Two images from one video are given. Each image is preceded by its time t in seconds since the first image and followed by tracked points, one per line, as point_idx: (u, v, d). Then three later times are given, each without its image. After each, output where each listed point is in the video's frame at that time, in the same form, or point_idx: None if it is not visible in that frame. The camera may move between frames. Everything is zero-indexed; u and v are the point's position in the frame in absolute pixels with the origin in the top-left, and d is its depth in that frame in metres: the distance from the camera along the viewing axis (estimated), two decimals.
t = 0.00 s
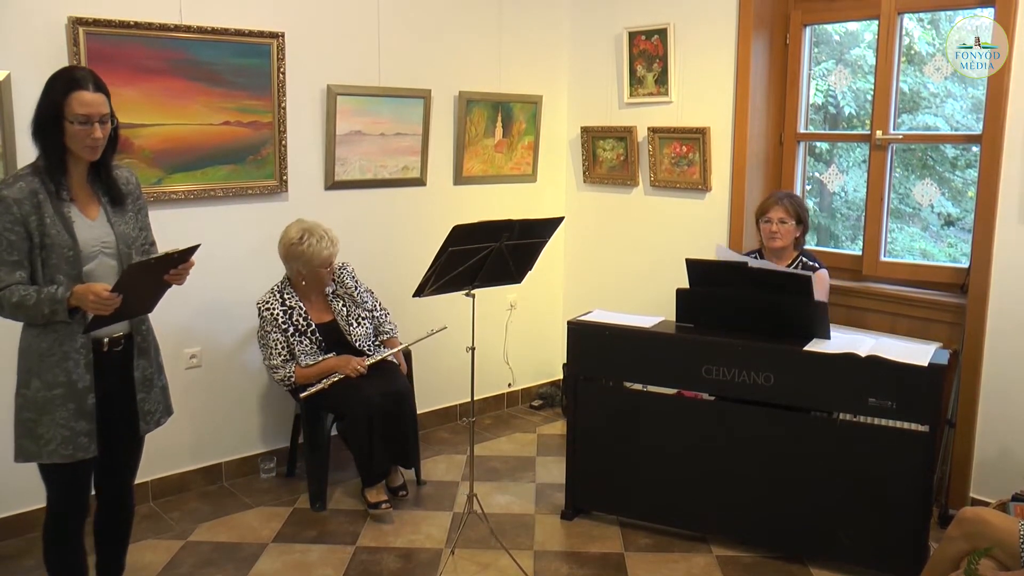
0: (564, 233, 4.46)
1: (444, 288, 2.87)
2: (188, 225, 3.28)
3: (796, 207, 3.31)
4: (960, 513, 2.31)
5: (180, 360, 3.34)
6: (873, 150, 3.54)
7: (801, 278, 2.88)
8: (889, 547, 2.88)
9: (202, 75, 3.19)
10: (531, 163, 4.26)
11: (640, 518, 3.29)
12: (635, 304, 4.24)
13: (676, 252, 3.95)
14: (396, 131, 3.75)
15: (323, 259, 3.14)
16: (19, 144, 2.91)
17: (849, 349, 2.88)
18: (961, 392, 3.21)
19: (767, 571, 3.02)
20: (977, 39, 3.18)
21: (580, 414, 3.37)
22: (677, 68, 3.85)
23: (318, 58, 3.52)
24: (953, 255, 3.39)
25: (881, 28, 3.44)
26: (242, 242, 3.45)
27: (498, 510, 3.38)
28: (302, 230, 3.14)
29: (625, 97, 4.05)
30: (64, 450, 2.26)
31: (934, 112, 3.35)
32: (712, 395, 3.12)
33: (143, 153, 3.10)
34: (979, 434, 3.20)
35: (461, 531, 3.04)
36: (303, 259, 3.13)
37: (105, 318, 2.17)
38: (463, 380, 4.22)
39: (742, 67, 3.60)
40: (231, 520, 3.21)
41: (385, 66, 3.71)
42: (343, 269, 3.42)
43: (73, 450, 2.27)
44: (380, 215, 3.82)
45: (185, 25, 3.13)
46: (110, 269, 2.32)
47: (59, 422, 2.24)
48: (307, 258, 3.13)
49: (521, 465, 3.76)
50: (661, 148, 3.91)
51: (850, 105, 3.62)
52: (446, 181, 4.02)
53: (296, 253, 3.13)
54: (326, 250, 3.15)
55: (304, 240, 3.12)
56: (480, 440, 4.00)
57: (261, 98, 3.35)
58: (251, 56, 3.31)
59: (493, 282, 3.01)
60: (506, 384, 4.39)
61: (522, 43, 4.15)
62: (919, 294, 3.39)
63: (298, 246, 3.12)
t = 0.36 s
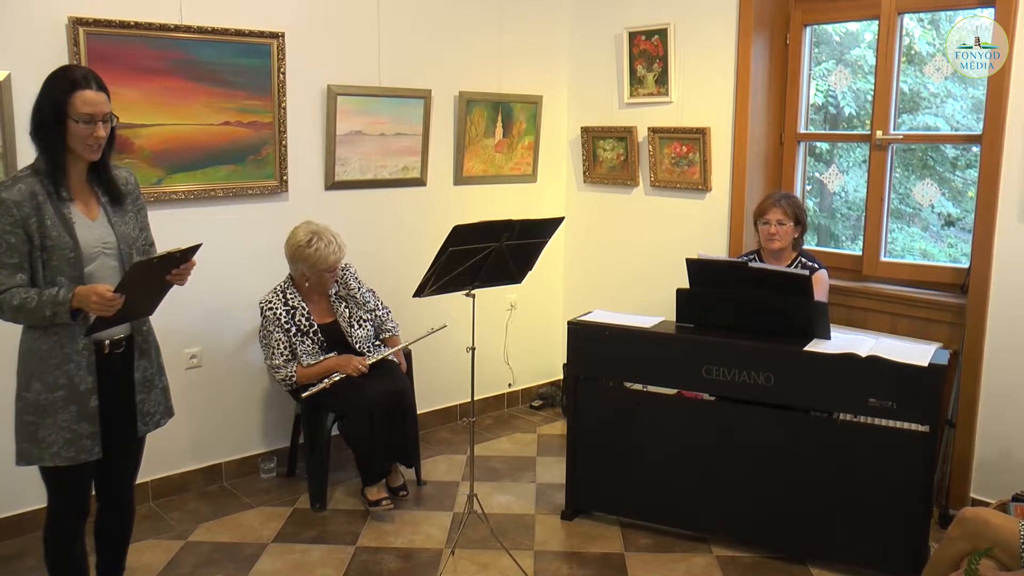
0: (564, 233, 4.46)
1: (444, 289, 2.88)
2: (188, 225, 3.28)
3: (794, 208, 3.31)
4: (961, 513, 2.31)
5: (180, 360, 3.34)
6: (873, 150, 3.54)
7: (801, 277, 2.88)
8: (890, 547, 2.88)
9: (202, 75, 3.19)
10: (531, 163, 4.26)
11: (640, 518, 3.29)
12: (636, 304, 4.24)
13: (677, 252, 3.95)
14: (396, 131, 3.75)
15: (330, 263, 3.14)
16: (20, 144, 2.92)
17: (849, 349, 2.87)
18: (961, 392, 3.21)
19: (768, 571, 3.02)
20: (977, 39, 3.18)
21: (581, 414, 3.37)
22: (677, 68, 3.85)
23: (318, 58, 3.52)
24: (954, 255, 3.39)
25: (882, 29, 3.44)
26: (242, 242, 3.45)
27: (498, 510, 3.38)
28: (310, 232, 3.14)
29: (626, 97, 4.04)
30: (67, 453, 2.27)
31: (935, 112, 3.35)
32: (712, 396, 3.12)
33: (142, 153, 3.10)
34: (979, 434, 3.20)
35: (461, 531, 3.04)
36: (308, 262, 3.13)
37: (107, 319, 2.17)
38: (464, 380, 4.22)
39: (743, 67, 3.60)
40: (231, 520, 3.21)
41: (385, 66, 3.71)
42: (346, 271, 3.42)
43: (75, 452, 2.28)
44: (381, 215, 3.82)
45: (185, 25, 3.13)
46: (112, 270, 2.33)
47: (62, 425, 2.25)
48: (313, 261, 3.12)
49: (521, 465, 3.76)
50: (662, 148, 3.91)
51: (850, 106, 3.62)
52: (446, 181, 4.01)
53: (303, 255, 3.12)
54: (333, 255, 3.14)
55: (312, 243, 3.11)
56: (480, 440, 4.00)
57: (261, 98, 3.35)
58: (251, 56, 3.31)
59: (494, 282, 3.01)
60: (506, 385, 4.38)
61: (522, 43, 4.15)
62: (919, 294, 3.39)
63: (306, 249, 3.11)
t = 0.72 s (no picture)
0: (576, 236, 4.45)
1: (456, 293, 2.91)
2: (201, 228, 3.30)
3: (810, 213, 3.30)
4: (975, 520, 2.28)
5: (192, 362, 3.36)
6: (885, 153, 3.52)
7: (815, 282, 2.87)
8: (903, 553, 2.86)
9: (214, 78, 3.21)
10: (543, 167, 4.26)
11: (652, 522, 3.28)
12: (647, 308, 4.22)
13: (689, 256, 3.93)
14: (408, 135, 3.76)
15: (339, 265, 3.16)
16: (35, 147, 2.94)
17: (861, 354, 2.86)
18: (976, 398, 3.19)
19: None
20: (977, 38, 3.21)
21: (592, 418, 3.36)
22: (689, 71, 3.84)
23: (330, 62, 3.53)
24: (967, 259, 3.37)
25: (895, 32, 3.42)
26: (254, 245, 3.46)
27: (510, 513, 3.38)
28: (320, 233, 3.15)
29: (637, 101, 4.03)
30: (76, 456, 2.29)
31: (948, 115, 3.33)
32: (724, 400, 3.10)
33: (155, 156, 3.12)
34: (994, 440, 3.17)
35: (472, 534, 3.04)
36: (318, 263, 3.13)
37: (117, 323, 2.20)
38: (475, 384, 4.22)
39: (755, 70, 3.59)
40: (243, 523, 3.22)
41: (397, 69, 3.72)
42: (355, 273, 3.42)
43: (84, 455, 2.30)
44: (392, 218, 3.82)
45: (199, 29, 3.15)
46: (122, 273, 2.35)
47: (70, 428, 2.27)
48: (322, 262, 3.13)
49: (533, 468, 3.75)
50: (673, 151, 3.90)
51: (862, 109, 3.61)
52: (458, 184, 4.02)
53: (312, 257, 3.13)
54: (342, 257, 3.16)
55: (322, 245, 3.12)
56: (492, 444, 4.00)
57: (273, 101, 3.36)
58: (262, 59, 3.32)
59: (506, 286, 3.04)
60: (518, 389, 4.38)
61: (534, 46, 4.15)
62: (933, 298, 3.37)
63: (316, 250, 3.12)
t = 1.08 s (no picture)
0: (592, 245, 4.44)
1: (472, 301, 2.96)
2: (219, 236, 3.33)
3: (831, 221, 3.27)
4: (996, 532, 2.25)
5: (209, 369, 3.38)
6: (902, 162, 3.49)
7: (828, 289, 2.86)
8: (923, 565, 2.82)
9: (232, 87, 3.24)
10: (559, 175, 4.26)
11: (668, 531, 3.26)
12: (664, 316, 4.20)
13: (705, 264, 3.92)
14: (424, 143, 3.77)
15: (355, 270, 3.17)
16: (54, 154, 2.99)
17: (878, 364, 2.83)
18: (996, 408, 3.15)
19: None
20: (977, 39, 3.24)
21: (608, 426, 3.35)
22: (706, 79, 3.83)
23: (347, 71, 3.55)
24: (985, 269, 3.34)
25: (912, 39, 3.39)
26: (270, 253, 3.48)
27: (525, 522, 3.37)
28: (336, 241, 3.17)
29: (653, 109, 4.02)
30: (88, 462, 2.32)
31: (965, 123, 3.31)
32: (740, 409, 3.08)
33: (173, 164, 3.15)
34: (1015, 451, 3.13)
35: (488, 542, 3.03)
36: (334, 268, 3.15)
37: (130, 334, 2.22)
38: (491, 392, 4.21)
39: (771, 78, 3.57)
40: (259, 529, 3.23)
41: (413, 78, 3.74)
42: (370, 280, 3.44)
43: (96, 463, 2.32)
44: (409, 226, 3.83)
45: (217, 38, 3.19)
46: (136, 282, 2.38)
47: (83, 435, 2.31)
48: (339, 268, 3.15)
49: (548, 477, 3.74)
50: (690, 160, 3.89)
51: (879, 117, 3.58)
52: (474, 192, 4.02)
53: (329, 263, 3.14)
54: (358, 263, 3.17)
55: (339, 250, 3.14)
56: (508, 452, 3.99)
57: (290, 110, 3.39)
58: (280, 68, 3.35)
59: (522, 295, 3.11)
60: (534, 397, 4.37)
61: (550, 54, 4.15)
62: (951, 308, 3.34)
63: (333, 256, 3.14)
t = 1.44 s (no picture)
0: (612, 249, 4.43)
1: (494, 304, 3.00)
2: (240, 239, 3.34)
3: (853, 225, 3.25)
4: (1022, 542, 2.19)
5: (229, 372, 3.38)
6: (924, 166, 3.45)
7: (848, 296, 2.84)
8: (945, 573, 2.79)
9: (253, 91, 3.25)
10: (579, 179, 4.25)
11: (687, 537, 3.24)
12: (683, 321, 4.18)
13: (725, 268, 3.89)
14: (444, 147, 3.78)
15: (384, 269, 3.17)
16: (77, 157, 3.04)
17: (900, 370, 2.80)
18: (1021, 415, 3.11)
19: None
20: (977, 39, 3.27)
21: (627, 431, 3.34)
22: (726, 83, 3.81)
23: (368, 75, 3.56)
24: (1009, 274, 3.31)
25: (934, 43, 3.36)
26: (291, 257, 3.49)
27: (544, 526, 3.35)
28: (365, 238, 3.18)
29: (673, 113, 4.01)
30: (106, 464, 2.32)
31: (988, 127, 3.28)
32: (760, 414, 3.06)
33: (195, 168, 3.17)
34: None
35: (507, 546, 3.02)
36: (364, 267, 3.15)
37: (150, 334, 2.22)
38: (510, 396, 4.20)
39: (793, 82, 3.55)
40: (278, 531, 3.23)
41: (434, 82, 3.74)
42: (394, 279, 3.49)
43: (114, 464, 2.33)
44: (429, 230, 3.83)
45: (239, 43, 3.20)
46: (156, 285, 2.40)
47: (102, 436, 2.32)
48: (368, 266, 3.15)
49: (567, 481, 3.72)
50: (710, 164, 3.87)
51: (900, 121, 3.55)
52: (495, 196, 4.02)
53: (357, 260, 3.15)
54: (387, 262, 3.17)
55: (369, 249, 3.15)
56: (527, 456, 3.98)
57: (311, 114, 3.40)
58: (301, 73, 3.36)
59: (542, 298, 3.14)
60: (553, 402, 4.35)
61: (570, 58, 4.14)
62: (974, 314, 3.31)
63: (361, 253, 3.14)
